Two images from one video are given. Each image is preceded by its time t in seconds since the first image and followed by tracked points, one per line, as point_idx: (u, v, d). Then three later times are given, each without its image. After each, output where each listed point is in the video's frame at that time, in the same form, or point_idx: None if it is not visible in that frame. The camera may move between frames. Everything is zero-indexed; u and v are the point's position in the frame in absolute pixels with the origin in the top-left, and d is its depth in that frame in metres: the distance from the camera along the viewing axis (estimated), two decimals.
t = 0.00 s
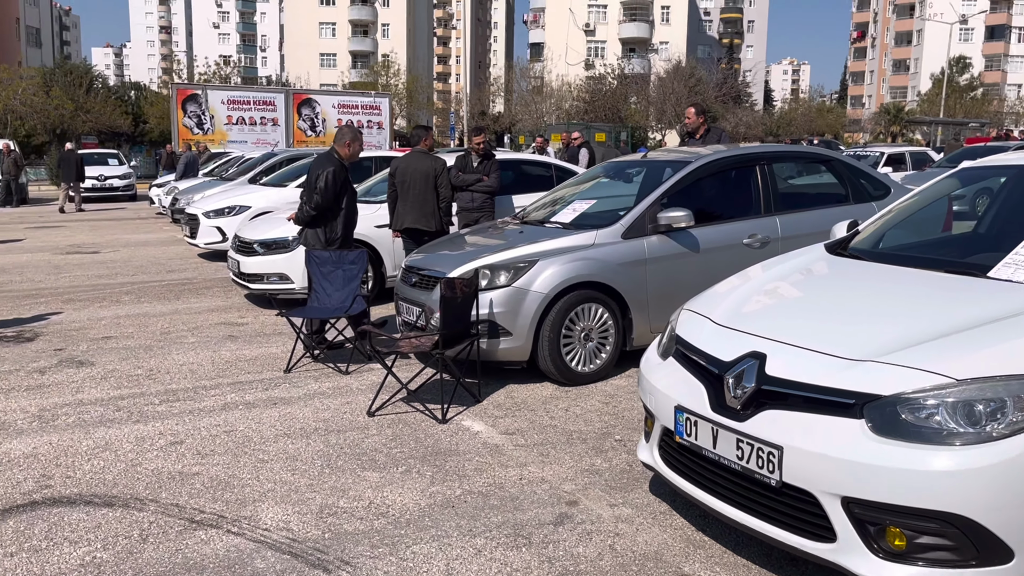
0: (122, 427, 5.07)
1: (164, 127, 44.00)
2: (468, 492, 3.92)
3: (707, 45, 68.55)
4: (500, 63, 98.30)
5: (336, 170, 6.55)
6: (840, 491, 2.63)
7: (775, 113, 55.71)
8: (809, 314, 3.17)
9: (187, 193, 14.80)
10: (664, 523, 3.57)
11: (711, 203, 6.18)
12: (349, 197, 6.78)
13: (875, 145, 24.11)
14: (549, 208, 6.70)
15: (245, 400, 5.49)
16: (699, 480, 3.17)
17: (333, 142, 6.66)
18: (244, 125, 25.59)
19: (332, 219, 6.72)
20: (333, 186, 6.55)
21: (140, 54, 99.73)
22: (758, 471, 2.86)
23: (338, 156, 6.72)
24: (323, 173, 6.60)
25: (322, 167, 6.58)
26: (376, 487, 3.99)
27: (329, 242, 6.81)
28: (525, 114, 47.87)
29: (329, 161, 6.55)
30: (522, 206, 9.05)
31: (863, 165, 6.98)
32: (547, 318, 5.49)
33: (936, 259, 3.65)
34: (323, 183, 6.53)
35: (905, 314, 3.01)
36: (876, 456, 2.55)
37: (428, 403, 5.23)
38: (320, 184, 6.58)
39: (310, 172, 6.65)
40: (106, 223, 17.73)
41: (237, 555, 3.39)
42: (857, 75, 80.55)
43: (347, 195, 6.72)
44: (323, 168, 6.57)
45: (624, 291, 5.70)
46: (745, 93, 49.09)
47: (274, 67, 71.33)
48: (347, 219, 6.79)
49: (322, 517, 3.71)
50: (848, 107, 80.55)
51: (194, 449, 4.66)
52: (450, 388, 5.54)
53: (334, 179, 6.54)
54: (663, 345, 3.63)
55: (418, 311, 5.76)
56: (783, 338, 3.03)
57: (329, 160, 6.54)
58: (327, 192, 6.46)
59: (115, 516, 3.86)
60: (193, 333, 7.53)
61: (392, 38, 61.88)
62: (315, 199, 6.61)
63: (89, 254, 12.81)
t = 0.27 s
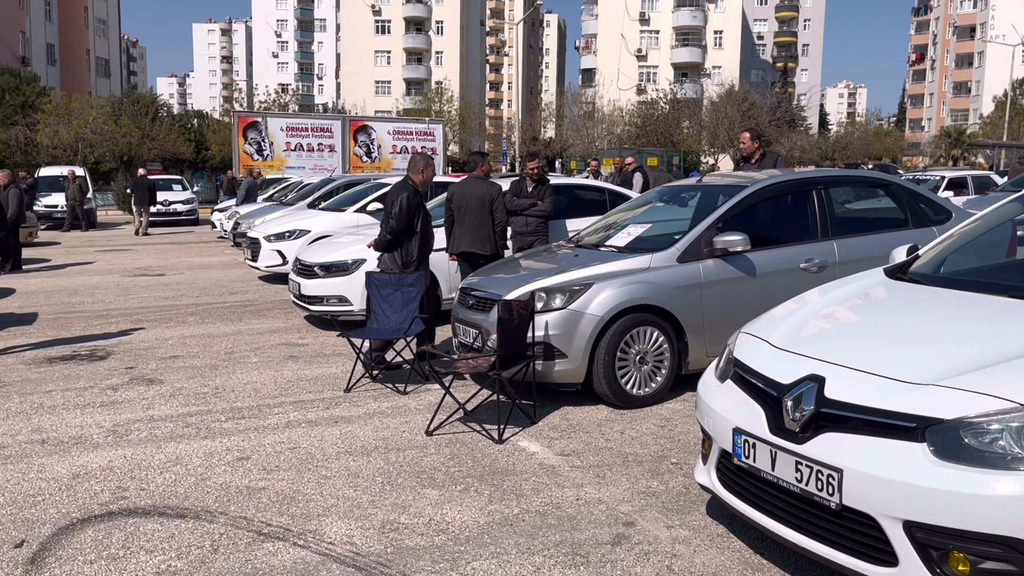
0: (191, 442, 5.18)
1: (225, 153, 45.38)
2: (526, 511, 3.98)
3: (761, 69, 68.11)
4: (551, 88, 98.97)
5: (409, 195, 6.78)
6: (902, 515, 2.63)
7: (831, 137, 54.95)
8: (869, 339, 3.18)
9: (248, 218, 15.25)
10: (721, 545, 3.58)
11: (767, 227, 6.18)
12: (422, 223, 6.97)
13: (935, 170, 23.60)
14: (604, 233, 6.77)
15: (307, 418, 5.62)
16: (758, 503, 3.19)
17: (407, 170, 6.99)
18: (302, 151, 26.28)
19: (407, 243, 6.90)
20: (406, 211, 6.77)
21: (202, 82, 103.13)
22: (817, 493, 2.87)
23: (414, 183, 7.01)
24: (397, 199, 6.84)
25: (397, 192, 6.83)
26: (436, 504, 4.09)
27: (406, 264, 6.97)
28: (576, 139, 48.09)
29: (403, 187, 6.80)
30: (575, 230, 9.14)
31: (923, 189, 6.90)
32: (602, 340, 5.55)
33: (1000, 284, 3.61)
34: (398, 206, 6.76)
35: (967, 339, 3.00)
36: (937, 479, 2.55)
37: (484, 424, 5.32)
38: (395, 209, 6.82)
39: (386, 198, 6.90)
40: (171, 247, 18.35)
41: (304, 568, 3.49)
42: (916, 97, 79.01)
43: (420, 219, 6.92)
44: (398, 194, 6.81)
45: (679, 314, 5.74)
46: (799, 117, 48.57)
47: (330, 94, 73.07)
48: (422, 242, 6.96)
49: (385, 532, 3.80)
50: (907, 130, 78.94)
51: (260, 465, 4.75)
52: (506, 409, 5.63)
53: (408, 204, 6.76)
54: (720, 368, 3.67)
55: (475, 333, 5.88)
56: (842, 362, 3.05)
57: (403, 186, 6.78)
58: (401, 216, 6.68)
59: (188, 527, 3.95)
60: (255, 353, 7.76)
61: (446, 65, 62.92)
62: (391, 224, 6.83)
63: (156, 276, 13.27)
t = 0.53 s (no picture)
0: (234, 455, 5.26)
1: (262, 172, 46.21)
2: (562, 525, 4.04)
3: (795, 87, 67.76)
4: (584, 107, 99.34)
5: (462, 211, 6.98)
6: (939, 531, 2.64)
7: (867, 155, 54.35)
8: (906, 356, 3.20)
9: (287, 236, 15.54)
10: (757, 562, 3.60)
11: (803, 246, 6.19)
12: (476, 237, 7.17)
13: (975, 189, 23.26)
14: (638, 251, 6.83)
15: (347, 432, 5.70)
16: (795, 519, 3.21)
17: (459, 186, 7.22)
18: (338, 171, 26.62)
19: (463, 257, 7.07)
20: (460, 226, 6.96)
21: (240, 103, 105.17)
22: (855, 509, 2.89)
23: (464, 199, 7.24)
24: (451, 215, 7.04)
25: (451, 210, 7.03)
26: (473, 518, 4.16)
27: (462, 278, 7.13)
28: (609, 158, 48.16)
29: (457, 205, 7.00)
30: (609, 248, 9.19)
31: (961, 208, 6.86)
32: (637, 358, 5.60)
33: None
34: (454, 222, 6.95)
35: (1004, 357, 3.01)
36: (975, 496, 2.56)
37: (520, 440, 5.39)
38: (449, 226, 7.01)
39: (439, 216, 7.10)
40: (211, 264, 18.72)
41: None
42: (954, 115, 77.89)
43: (473, 233, 7.10)
44: (452, 211, 7.01)
45: (714, 332, 5.77)
46: (835, 135, 48.13)
47: (365, 114, 74.08)
48: (477, 254, 7.14)
49: (424, 544, 3.88)
50: (946, 148, 77.76)
51: (302, 477, 4.80)
52: (542, 425, 5.68)
53: (462, 220, 6.96)
54: (755, 385, 3.70)
55: (510, 349, 5.96)
56: (878, 378, 3.08)
57: (457, 203, 6.98)
58: (455, 231, 6.87)
59: (234, 537, 4.01)
60: (295, 368, 7.90)
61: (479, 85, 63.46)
62: (445, 239, 7.02)
63: (197, 294, 13.56)
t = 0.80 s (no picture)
0: (263, 463, 5.33)
1: (289, 186, 46.84)
2: (586, 534, 4.09)
3: (820, 100, 67.49)
4: (608, 121, 99.53)
5: (504, 222, 7.06)
6: (962, 539, 2.67)
7: (893, 167, 53.87)
8: (928, 367, 3.22)
9: (313, 249, 15.74)
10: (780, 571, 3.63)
11: (827, 259, 6.21)
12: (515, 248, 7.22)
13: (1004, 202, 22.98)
14: (661, 263, 6.88)
15: (373, 441, 5.78)
16: (818, 528, 3.24)
17: (497, 201, 7.35)
18: (363, 185, 26.88)
19: (502, 267, 7.11)
20: (502, 236, 7.04)
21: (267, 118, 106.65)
22: (877, 519, 2.91)
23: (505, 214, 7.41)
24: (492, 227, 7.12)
25: (491, 221, 7.10)
26: (498, 525, 4.22)
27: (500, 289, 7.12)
28: (632, 171, 48.25)
29: (498, 216, 7.08)
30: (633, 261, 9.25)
31: (987, 221, 6.84)
32: (660, 369, 5.63)
33: None
34: (495, 233, 7.03)
35: None
36: (997, 505, 2.59)
37: (544, 450, 5.44)
38: (491, 237, 7.08)
39: (480, 227, 7.18)
40: (239, 277, 18.99)
41: None
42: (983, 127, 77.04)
43: (513, 244, 7.16)
44: (493, 222, 7.09)
45: (737, 344, 5.79)
46: (860, 148, 47.78)
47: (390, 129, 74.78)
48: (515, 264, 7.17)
49: (450, 550, 3.94)
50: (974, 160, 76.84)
51: (330, 485, 4.88)
52: (566, 436, 5.74)
53: (503, 231, 7.04)
54: (779, 396, 3.73)
55: (534, 360, 6.02)
56: (900, 389, 3.11)
57: (498, 214, 7.07)
58: (498, 241, 6.98)
59: (264, 542, 4.09)
60: (322, 379, 8.01)
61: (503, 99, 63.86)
62: (486, 249, 7.08)
63: (225, 305, 13.78)
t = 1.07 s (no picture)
0: (285, 465, 5.42)
1: (309, 194, 47.33)
2: (602, 535, 4.16)
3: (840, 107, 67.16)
4: (626, 129, 99.53)
5: (542, 234, 6.84)
6: (971, 541, 2.70)
7: (915, 175, 53.46)
8: (940, 371, 3.27)
9: (333, 257, 15.91)
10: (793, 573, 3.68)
11: (844, 266, 6.23)
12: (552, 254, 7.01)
13: None
14: (678, 270, 6.93)
15: (392, 444, 5.85)
16: (830, 529, 3.29)
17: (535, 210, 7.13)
18: (382, 193, 27.11)
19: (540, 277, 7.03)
20: (540, 248, 6.86)
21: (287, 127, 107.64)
22: (887, 519, 2.96)
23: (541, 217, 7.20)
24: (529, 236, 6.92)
25: (529, 231, 6.88)
26: (515, 527, 4.30)
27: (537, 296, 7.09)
28: (651, 179, 48.29)
29: (536, 224, 6.79)
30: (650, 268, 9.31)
31: (1004, 228, 6.84)
32: (677, 375, 5.68)
33: None
34: (533, 243, 6.78)
35: None
36: (1006, 505, 2.63)
37: (561, 454, 5.50)
38: (529, 246, 6.90)
39: (518, 235, 6.93)
40: (260, 284, 19.21)
41: None
42: (1006, 134, 76.26)
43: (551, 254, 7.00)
44: (532, 232, 6.86)
45: (753, 350, 5.83)
46: (881, 156, 47.46)
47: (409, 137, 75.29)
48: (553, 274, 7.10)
49: (467, 550, 4.03)
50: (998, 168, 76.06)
51: (350, 487, 4.96)
52: (582, 440, 5.80)
53: (542, 240, 6.78)
54: (792, 400, 3.78)
55: (551, 366, 6.09)
56: (911, 392, 3.15)
57: (535, 224, 6.79)
58: (539, 253, 6.77)
59: (286, 541, 4.17)
60: (341, 384, 8.12)
61: (521, 108, 64.16)
62: (524, 260, 6.92)
63: (247, 313, 13.96)
